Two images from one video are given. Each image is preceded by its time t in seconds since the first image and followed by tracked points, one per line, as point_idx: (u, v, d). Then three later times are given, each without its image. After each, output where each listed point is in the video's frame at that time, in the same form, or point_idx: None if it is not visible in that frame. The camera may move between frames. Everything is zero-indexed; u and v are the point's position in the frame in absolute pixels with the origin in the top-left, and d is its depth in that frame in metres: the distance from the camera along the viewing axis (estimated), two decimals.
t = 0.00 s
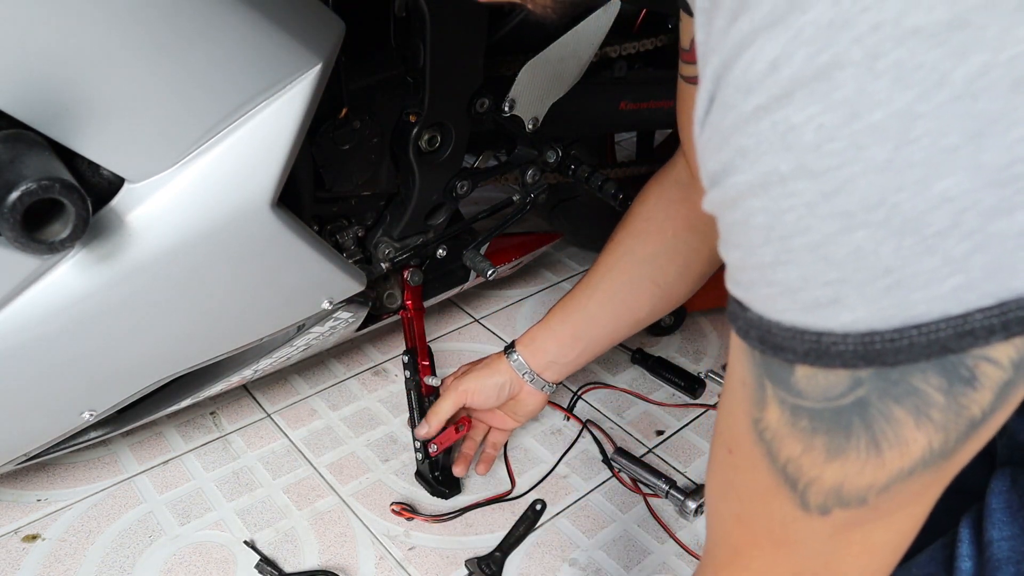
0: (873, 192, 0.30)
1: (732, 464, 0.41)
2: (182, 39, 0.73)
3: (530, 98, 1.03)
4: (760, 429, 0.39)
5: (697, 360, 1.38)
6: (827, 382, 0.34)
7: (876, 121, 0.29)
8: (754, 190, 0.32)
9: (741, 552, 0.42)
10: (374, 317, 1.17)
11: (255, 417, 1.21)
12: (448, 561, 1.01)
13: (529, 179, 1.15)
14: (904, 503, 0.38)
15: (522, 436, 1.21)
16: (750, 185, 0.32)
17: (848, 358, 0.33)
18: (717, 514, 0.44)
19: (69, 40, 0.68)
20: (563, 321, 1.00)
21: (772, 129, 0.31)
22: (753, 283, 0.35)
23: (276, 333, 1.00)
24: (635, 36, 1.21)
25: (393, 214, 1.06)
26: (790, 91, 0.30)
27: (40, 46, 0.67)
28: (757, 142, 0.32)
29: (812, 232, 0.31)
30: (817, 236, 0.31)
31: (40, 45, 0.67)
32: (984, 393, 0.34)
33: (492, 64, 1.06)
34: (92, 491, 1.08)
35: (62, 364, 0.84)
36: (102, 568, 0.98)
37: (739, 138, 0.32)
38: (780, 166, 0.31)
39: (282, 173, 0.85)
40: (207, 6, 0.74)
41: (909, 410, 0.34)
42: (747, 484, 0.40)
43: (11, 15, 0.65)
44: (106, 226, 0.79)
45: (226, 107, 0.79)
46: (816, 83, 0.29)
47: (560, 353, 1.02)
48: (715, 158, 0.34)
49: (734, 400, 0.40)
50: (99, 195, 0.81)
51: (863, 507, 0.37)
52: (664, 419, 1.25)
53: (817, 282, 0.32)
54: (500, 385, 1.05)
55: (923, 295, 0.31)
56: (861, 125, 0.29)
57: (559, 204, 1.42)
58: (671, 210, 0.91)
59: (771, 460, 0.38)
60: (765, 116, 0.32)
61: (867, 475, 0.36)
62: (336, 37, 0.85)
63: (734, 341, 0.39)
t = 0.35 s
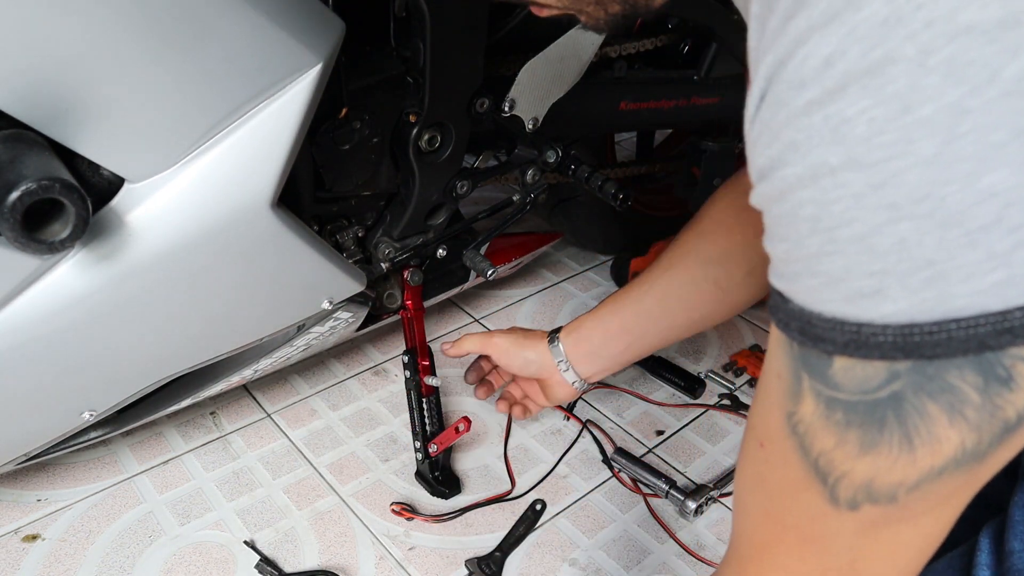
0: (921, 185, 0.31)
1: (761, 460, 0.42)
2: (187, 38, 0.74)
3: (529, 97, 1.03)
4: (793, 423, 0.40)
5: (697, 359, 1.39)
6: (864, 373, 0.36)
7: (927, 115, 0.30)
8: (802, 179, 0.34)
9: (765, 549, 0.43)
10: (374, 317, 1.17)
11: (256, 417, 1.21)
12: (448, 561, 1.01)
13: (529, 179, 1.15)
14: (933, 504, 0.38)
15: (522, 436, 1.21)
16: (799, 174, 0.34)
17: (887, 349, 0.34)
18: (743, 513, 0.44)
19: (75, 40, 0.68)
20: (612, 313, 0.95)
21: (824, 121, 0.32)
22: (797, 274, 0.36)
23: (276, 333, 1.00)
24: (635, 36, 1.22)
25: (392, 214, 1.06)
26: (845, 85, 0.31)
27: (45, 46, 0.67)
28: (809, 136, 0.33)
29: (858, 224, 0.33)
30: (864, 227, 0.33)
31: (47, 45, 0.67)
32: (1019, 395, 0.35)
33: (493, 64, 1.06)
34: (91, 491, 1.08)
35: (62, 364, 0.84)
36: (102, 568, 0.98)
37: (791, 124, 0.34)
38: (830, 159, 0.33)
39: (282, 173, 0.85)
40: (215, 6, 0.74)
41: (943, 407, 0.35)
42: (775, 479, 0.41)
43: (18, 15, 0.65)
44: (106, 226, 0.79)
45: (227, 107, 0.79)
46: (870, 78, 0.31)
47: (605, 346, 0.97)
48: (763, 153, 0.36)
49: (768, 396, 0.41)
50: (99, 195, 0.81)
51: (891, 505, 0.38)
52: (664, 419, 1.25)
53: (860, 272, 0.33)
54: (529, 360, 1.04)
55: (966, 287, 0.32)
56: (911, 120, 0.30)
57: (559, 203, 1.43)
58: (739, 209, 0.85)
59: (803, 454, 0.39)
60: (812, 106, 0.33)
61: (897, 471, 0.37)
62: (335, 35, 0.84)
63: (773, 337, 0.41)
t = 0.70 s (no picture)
0: (1004, 202, 0.31)
1: (802, 470, 0.41)
2: (190, 38, 0.74)
3: (530, 97, 1.02)
4: (841, 435, 0.39)
5: (698, 359, 1.39)
6: (922, 391, 0.35)
7: (1015, 132, 0.30)
8: (879, 189, 0.33)
9: (799, 561, 0.42)
10: (374, 317, 1.17)
11: (256, 417, 1.21)
12: (448, 561, 1.01)
13: (529, 179, 1.15)
14: (981, 526, 0.38)
15: (522, 436, 1.21)
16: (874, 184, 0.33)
17: (950, 367, 0.33)
18: (776, 522, 0.43)
19: (77, 40, 0.68)
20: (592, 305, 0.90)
21: (909, 133, 0.32)
22: (861, 286, 0.35)
23: (276, 333, 1.00)
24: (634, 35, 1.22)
25: (392, 214, 1.06)
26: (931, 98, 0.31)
27: (48, 46, 0.67)
28: (889, 146, 0.32)
29: (935, 236, 0.32)
30: (939, 241, 0.32)
31: (50, 45, 0.67)
32: None
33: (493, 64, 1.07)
34: (91, 491, 1.08)
35: (63, 364, 0.84)
36: (102, 568, 0.98)
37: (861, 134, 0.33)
38: (910, 170, 0.32)
39: (281, 173, 0.85)
40: (218, 5, 0.74)
41: (1002, 429, 0.35)
42: (817, 490, 0.40)
43: (20, 14, 0.65)
44: (106, 226, 0.79)
45: (227, 106, 0.79)
46: (960, 91, 0.30)
47: (580, 339, 0.92)
48: (837, 160, 0.35)
49: (816, 405, 0.40)
50: (98, 196, 0.81)
51: (937, 523, 0.38)
52: (664, 419, 1.25)
53: (932, 286, 0.32)
54: (503, 355, 0.99)
55: None
56: (999, 135, 0.30)
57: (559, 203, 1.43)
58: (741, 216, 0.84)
59: (849, 467, 0.39)
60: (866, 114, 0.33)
61: (948, 491, 0.36)
62: (335, 35, 0.84)
63: (825, 345, 0.40)
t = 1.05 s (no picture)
0: None
1: (867, 491, 0.41)
2: (192, 37, 0.74)
3: (530, 97, 1.03)
4: (916, 460, 0.39)
5: (698, 360, 1.39)
6: (1018, 431, 0.34)
7: None
8: (1007, 230, 0.32)
9: None
10: (374, 317, 1.17)
11: (256, 417, 1.22)
12: (448, 561, 1.01)
13: (529, 179, 1.14)
14: None
15: (522, 436, 1.21)
16: (1006, 225, 0.32)
17: None
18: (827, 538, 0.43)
19: (79, 40, 0.68)
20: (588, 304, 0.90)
21: None
22: (965, 320, 0.34)
23: (276, 334, 1.00)
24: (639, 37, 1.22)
25: (392, 214, 1.06)
26: None
27: (49, 46, 0.68)
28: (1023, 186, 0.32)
29: None
30: None
31: (52, 45, 0.68)
32: None
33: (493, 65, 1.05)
34: (91, 491, 1.08)
35: (62, 364, 0.84)
36: (102, 568, 0.98)
37: (991, 172, 0.33)
38: None
39: (281, 174, 0.85)
40: (221, 5, 0.75)
41: None
42: (881, 512, 0.40)
43: (23, 15, 0.65)
44: (106, 226, 0.79)
45: (227, 106, 0.79)
46: None
47: (573, 336, 0.92)
48: (960, 195, 0.35)
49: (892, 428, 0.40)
50: (99, 196, 0.81)
51: (1009, 559, 0.37)
52: (663, 419, 1.25)
53: None
54: (493, 352, 0.98)
55: None
56: None
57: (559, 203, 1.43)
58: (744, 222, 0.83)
59: (921, 493, 0.38)
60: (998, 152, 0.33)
61: None
62: (335, 35, 0.84)
63: (906, 369, 0.40)
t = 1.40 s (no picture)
0: None
1: (915, 519, 0.44)
2: (194, 38, 0.74)
3: (530, 97, 1.03)
4: (967, 491, 0.41)
5: (698, 360, 1.39)
6: None
7: None
8: None
9: None
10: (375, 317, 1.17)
11: (256, 417, 1.22)
12: (448, 561, 1.01)
13: (529, 179, 1.14)
14: None
15: (523, 436, 1.21)
16: None
17: None
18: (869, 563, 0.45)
19: (80, 40, 0.68)
20: (637, 320, 0.90)
21: None
22: None
23: (277, 334, 1.00)
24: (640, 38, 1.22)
25: (392, 214, 1.06)
26: None
27: (50, 45, 0.68)
28: None
29: None
30: None
31: (53, 45, 0.68)
32: None
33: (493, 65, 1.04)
34: (91, 491, 1.08)
35: (62, 363, 0.84)
36: (102, 568, 0.98)
37: None
38: None
39: (281, 174, 0.85)
40: (222, 5, 0.75)
41: None
42: (928, 540, 0.43)
43: (23, 15, 0.65)
44: (106, 226, 0.79)
45: (227, 106, 0.79)
46: None
47: (620, 353, 0.92)
48: None
49: (943, 460, 0.43)
50: (99, 195, 0.81)
51: None
52: (663, 419, 1.25)
53: None
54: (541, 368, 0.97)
55: None
56: None
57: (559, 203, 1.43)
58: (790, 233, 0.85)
59: (971, 524, 0.41)
60: None
61: None
62: (335, 35, 0.84)
63: (957, 403, 0.42)
